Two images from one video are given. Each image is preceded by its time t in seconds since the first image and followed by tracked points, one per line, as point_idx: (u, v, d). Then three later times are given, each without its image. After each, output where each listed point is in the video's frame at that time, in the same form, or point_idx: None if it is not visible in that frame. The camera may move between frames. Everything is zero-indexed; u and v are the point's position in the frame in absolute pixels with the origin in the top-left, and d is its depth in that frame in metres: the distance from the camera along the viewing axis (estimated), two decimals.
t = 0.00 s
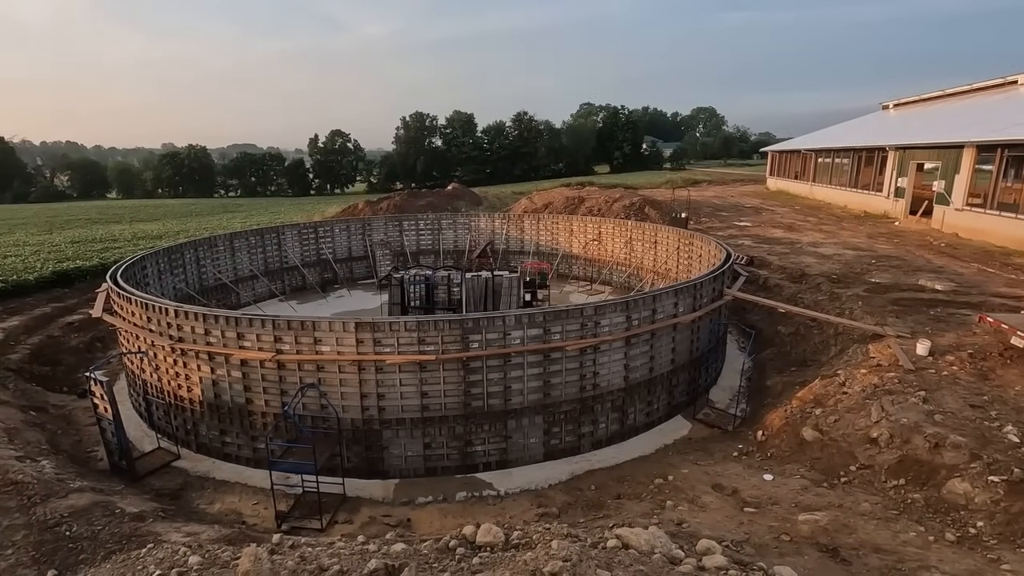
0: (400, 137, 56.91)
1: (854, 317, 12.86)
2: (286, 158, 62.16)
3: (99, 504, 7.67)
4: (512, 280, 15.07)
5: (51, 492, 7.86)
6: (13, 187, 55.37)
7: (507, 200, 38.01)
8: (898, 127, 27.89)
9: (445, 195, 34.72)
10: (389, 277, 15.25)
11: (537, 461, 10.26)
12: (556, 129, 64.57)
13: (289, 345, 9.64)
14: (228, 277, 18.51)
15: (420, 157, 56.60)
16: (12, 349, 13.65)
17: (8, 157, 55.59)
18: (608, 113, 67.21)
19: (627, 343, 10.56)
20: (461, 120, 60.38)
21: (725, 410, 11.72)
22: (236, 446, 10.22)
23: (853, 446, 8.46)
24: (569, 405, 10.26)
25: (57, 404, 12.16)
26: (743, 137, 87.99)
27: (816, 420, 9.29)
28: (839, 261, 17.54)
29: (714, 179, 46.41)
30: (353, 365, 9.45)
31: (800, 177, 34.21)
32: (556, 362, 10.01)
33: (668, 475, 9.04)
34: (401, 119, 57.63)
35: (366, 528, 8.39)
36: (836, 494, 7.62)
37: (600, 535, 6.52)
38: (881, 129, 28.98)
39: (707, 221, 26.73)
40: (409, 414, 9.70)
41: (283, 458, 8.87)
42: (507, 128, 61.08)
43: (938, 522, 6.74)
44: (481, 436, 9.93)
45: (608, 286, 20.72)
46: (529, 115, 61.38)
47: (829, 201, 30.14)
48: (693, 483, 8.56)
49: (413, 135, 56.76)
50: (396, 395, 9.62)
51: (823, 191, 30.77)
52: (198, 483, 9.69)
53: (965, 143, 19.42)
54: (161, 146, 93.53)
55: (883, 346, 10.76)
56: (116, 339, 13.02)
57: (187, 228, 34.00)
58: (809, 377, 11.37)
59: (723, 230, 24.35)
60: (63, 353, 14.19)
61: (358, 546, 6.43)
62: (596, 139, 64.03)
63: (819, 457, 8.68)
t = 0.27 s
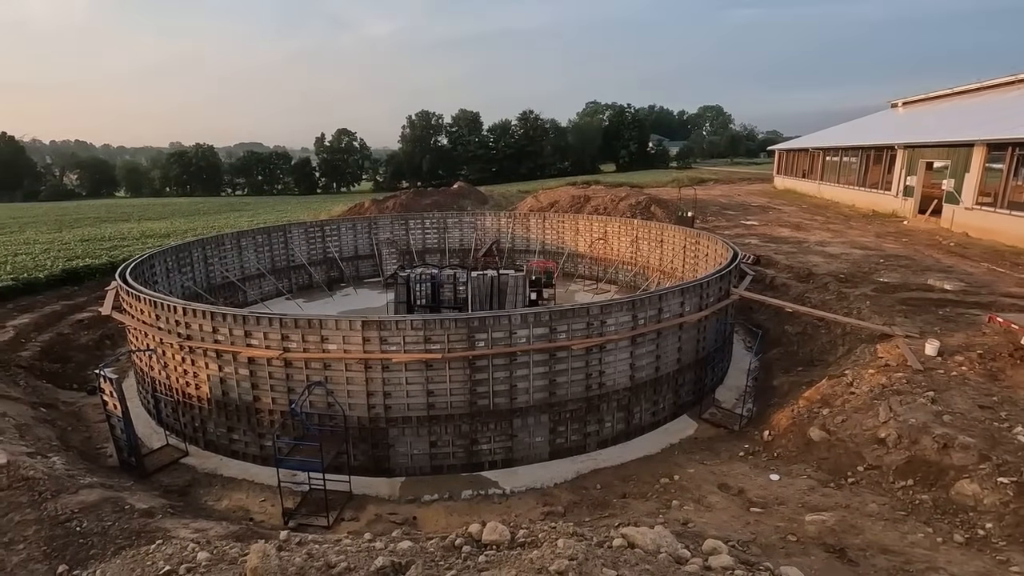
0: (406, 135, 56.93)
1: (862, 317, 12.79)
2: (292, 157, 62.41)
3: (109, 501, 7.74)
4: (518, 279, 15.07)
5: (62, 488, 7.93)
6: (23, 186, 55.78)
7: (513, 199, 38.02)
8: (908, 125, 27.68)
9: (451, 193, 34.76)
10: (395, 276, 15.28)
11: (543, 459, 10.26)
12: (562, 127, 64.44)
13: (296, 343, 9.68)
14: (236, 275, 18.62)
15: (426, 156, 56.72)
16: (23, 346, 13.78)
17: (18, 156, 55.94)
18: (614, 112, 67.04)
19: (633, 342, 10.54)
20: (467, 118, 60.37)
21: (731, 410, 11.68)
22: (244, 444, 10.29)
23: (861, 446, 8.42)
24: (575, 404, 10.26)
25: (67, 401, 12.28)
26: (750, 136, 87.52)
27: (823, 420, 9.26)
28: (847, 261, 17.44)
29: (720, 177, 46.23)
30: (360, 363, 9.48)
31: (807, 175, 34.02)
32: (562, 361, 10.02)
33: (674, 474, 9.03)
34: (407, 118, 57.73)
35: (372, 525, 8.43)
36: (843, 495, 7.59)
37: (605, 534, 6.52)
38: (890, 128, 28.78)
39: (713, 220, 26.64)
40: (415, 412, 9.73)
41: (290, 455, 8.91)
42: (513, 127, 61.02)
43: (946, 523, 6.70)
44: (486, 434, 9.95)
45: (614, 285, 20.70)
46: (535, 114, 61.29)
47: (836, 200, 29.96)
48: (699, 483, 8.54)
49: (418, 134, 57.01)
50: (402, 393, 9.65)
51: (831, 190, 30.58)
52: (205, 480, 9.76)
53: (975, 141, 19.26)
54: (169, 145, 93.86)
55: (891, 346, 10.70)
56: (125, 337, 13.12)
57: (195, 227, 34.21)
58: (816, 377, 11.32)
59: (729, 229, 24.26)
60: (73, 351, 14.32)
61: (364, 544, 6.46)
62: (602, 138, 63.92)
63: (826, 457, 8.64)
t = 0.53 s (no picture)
0: (413, 133, 57.17)
1: (871, 316, 12.70)
2: (300, 155, 62.67)
3: (120, 495, 7.82)
4: (525, 277, 15.06)
5: (74, 483, 8.03)
6: (35, 184, 56.32)
7: (520, 197, 37.99)
8: (919, 123, 27.40)
9: (458, 192, 34.78)
10: (402, 274, 15.33)
11: (549, 458, 10.27)
12: (570, 126, 64.30)
13: (304, 340, 9.73)
14: (244, 273, 18.73)
15: (433, 154, 56.79)
16: (35, 342, 13.94)
17: (30, 154, 56.44)
18: (622, 110, 66.81)
19: (640, 341, 10.52)
20: (474, 117, 60.30)
21: (738, 409, 11.64)
22: (252, 440, 10.36)
23: (870, 447, 8.36)
24: (582, 403, 10.26)
25: (78, 397, 12.41)
26: (758, 134, 86.92)
27: (832, 420, 9.20)
28: (856, 260, 17.31)
29: (729, 176, 45.98)
30: (367, 361, 9.52)
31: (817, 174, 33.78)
32: (568, 360, 10.01)
33: (681, 473, 9.01)
34: (414, 116, 57.81)
35: (379, 522, 8.47)
36: (851, 495, 7.55)
37: (612, 532, 6.52)
38: (900, 126, 28.51)
39: (721, 219, 26.51)
40: (422, 410, 9.76)
41: (298, 452, 8.97)
42: (520, 125, 60.90)
43: (956, 525, 6.65)
44: (493, 432, 9.97)
45: (622, 283, 20.65)
46: (542, 112, 61.15)
47: (846, 199, 29.72)
48: (706, 482, 8.51)
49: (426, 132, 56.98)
50: (409, 391, 9.68)
51: (841, 188, 30.34)
52: (215, 476, 9.85)
53: (988, 139, 19.03)
54: (178, 143, 94.38)
55: (901, 346, 10.62)
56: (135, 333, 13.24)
57: (204, 225, 34.43)
58: (825, 377, 11.26)
59: (737, 228, 24.14)
60: (84, 347, 14.46)
61: (371, 540, 6.49)
62: (610, 136, 63.72)
63: (835, 457, 8.59)
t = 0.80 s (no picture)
0: (421, 132, 57.30)
1: (882, 316, 12.58)
2: (309, 154, 62.96)
3: (131, 491, 7.90)
4: (532, 276, 15.05)
5: (86, 477, 8.11)
6: (48, 182, 56.89)
7: (528, 196, 37.98)
8: (931, 121, 27.11)
9: (465, 190, 34.82)
10: (410, 272, 15.36)
11: (556, 456, 10.27)
12: (578, 124, 64.11)
13: (313, 338, 9.78)
14: (254, 271, 18.85)
15: (441, 153, 56.90)
16: (48, 339, 14.11)
17: (43, 152, 57.00)
18: (630, 109, 66.54)
19: (648, 340, 10.49)
20: (482, 115, 60.11)
21: (747, 409, 11.58)
22: (261, 437, 10.44)
23: (880, 448, 8.30)
24: (589, 402, 10.25)
25: (91, 393, 12.55)
26: (768, 132, 86.34)
27: (841, 421, 9.13)
28: (867, 259, 17.16)
29: (738, 174, 45.72)
30: (375, 358, 9.56)
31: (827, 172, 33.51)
32: (576, 358, 10.00)
33: (688, 473, 8.98)
34: (422, 115, 57.91)
35: (386, 519, 8.50)
36: (861, 496, 7.50)
37: (619, 531, 6.51)
38: (912, 124, 28.22)
39: (730, 218, 26.36)
40: (430, 407, 9.79)
41: (307, 449, 9.02)
42: (528, 123, 60.76)
43: (968, 527, 6.58)
44: (500, 431, 9.97)
45: (629, 282, 20.59)
46: (550, 110, 61.02)
47: (857, 197, 29.47)
48: (714, 482, 8.48)
49: (434, 131, 57.30)
50: (417, 389, 9.71)
51: (851, 187, 30.08)
52: (224, 472, 9.92)
53: (1003, 137, 18.79)
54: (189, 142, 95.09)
55: (913, 346, 10.52)
56: (146, 330, 13.37)
57: (214, 223, 34.68)
58: (834, 377, 11.18)
59: (747, 226, 24.00)
60: (96, 344, 14.62)
61: (379, 537, 6.52)
62: (618, 135, 63.54)
63: (844, 458, 8.53)
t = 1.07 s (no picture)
0: (430, 130, 57.40)
1: (895, 316, 12.46)
2: (319, 152, 63.25)
3: (144, 485, 7.98)
4: (541, 274, 15.03)
5: (99, 471, 8.22)
6: (63, 180, 57.54)
7: (536, 194, 37.93)
8: (946, 118, 26.75)
9: (474, 188, 34.84)
10: (419, 270, 15.40)
11: (565, 455, 10.26)
12: (587, 122, 63.90)
13: (322, 335, 9.83)
14: (264, 268, 18.98)
15: (450, 151, 56.93)
16: (63, 335, 14.29)
17: (58, 150, 57.61)
18: (639, 106, 66.22)
19: (657, 339, 10.45)
20: (491, 113, 60.08)
21: (756, 409, 11.50)
22: (271, 433, 10.51)
23: (892, 448, 8.22)
24: (597, 400, 10.23)
25: (104, 388, 12.71)
26: (779, 129, 85.63)
27: (853, 421, 9.06)
28: (879, 258, 16.98)
29: (748, 173, 45.38)
30: (384, 356, 9.60)
31: (839, 170, 33.19)
32: (584, 357, 9.99)
33: (697, 472, 8.95)
34: (431, 113, 57.97)
35: (395, 515, 8.53)
36: (872, 497, 7.43)
37: (627, 530, 6.50)
38: (926, 121, 27.88)
39: (741, 216, 26.18)
40: (438, 405, 9.81)
41: (316, 445, 9.08)
42: (537, 121, 60.58)
43: (982, 529, 6.51)
44: (508, 429, 9.98)
45: (638, 280, 20.52)
46: (559, 108, 60.81)
47: (869, 195, 29.17)
48: (723, 482, 8.44)
49: (444, 129, 57.39)
50: (426, 386, 9.74)
51: (864, 185, 29.77)
52: (235, 467, 10.01)
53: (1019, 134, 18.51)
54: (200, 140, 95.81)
55: (926, 346, 10.40)
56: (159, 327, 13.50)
57: (225, 220, 34.95)
58: (846, 377, 11.09)
59: (757, 225, 23.83)
60: (109, 340, 14.79)
61: (388, 533, 6.55)
62: (627, 132, 63.27)
63: (855, 459, 8.46)
